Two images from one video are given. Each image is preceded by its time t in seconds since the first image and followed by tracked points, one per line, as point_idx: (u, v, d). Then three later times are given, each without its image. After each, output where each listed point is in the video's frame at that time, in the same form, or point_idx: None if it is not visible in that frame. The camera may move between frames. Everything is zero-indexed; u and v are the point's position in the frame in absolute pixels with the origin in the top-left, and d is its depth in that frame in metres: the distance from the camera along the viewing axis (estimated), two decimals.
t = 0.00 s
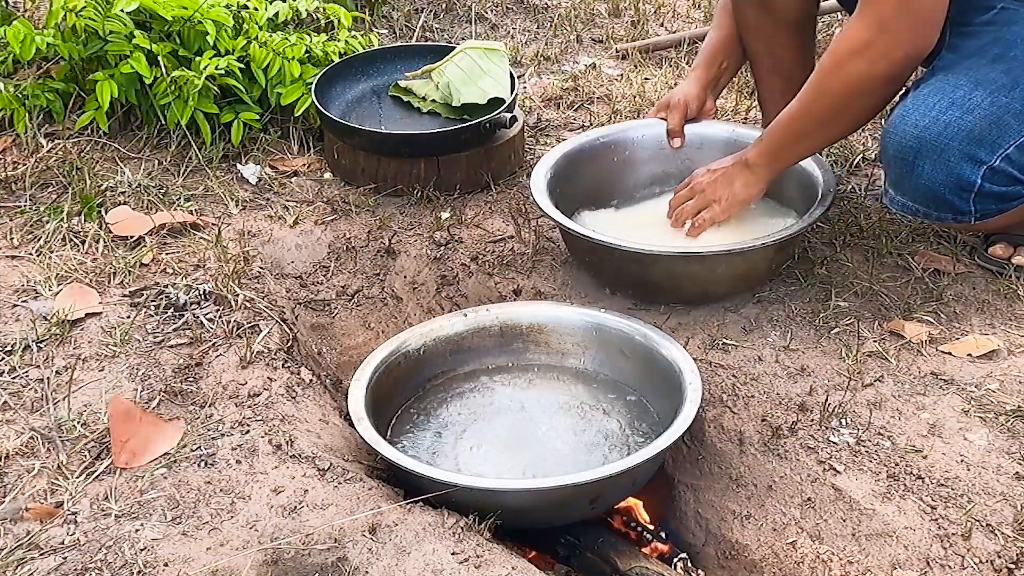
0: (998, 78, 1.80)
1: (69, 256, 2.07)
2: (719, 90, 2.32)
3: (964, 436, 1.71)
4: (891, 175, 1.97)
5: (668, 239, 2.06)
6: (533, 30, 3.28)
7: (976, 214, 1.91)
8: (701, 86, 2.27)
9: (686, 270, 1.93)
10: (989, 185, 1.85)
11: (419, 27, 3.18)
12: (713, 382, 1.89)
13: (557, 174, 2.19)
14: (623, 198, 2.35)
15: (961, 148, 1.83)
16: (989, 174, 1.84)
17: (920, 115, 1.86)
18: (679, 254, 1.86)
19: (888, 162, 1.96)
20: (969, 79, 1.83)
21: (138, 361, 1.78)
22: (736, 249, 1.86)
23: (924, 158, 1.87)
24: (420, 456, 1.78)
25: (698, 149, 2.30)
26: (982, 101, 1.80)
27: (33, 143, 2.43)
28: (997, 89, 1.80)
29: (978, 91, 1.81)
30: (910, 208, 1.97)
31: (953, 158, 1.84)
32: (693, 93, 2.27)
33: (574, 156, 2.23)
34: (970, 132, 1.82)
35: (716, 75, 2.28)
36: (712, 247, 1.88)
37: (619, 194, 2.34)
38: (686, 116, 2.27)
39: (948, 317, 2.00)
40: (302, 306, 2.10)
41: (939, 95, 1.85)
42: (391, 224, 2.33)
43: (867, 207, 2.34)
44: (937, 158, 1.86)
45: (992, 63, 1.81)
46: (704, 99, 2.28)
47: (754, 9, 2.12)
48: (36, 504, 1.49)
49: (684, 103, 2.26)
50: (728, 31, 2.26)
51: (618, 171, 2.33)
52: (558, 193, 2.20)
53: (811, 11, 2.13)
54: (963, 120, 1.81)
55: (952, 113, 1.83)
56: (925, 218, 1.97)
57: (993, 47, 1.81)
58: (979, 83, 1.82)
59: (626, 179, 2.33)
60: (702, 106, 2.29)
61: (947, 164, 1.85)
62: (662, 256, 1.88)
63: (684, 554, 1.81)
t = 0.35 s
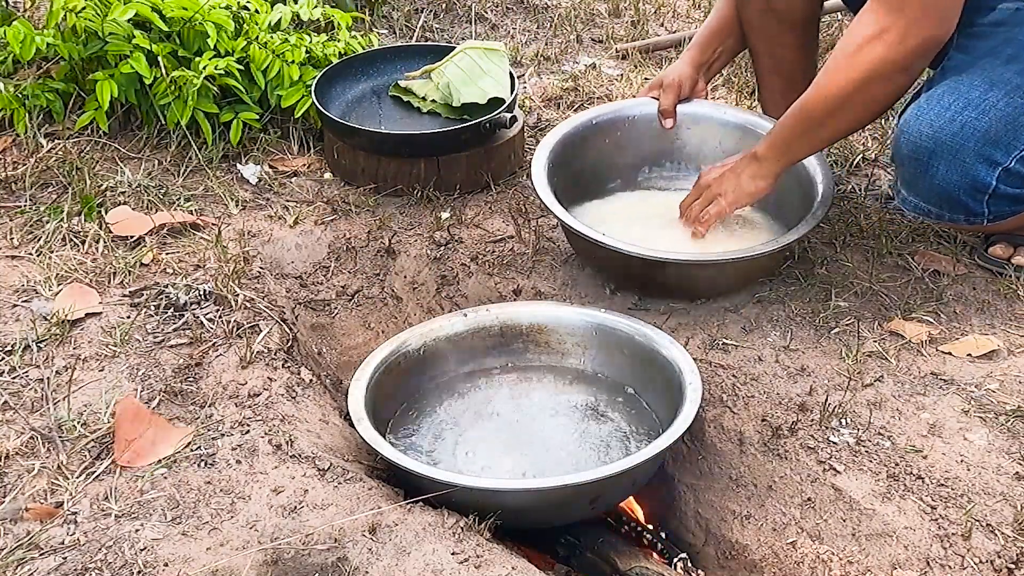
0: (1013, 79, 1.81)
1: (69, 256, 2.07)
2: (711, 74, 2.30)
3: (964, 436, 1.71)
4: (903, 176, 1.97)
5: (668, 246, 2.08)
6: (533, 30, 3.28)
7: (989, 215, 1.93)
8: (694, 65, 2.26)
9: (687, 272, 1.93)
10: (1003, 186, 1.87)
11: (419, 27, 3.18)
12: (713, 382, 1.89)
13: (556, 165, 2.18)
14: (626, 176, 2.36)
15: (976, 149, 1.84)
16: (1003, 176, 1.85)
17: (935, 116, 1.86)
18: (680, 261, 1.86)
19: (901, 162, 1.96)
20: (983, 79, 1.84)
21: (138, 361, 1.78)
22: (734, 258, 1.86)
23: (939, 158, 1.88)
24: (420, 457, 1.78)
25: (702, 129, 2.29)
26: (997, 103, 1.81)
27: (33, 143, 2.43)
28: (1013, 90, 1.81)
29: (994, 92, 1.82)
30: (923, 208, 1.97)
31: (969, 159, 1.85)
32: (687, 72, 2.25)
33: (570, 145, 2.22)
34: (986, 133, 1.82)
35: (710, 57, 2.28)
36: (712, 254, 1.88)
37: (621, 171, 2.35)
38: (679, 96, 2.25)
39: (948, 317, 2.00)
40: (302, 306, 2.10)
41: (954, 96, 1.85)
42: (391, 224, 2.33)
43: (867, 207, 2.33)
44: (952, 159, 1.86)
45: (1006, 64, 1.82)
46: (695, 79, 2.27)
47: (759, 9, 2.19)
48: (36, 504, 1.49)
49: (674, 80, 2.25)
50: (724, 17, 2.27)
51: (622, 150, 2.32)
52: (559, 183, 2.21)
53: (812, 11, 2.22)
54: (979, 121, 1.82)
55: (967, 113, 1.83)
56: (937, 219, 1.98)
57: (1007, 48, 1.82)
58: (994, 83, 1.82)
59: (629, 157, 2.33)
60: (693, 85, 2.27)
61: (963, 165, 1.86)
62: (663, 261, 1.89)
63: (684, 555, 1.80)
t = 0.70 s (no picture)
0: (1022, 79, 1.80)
1: (69, 256, 2.07)
2: (712, 72, 2.32)
3: (964, 436, 1.71)
4: (912, 174, 1.98)
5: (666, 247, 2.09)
6: (533, 30, 3.27)
7: (998, 214, 1.93)
8: (695, 62, 2.28)
9: (689, 274, 1.93)
10: (1012, 186, 1.87)
11: (419, 27, 3.18)
12: (713, 382, 1.88)
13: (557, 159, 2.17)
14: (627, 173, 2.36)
15: (985, 149, 1.84)
16: (1012, 176, 1.85)
17: (945, 115, 1.86)
18: (680, 264, 1.86)
19: (910, 161, 1.96)
20: (993, 79, 1.83)
21: (138, 361, 1.78)
22: (735, 261, 1.86)
23: (947, 158, 1.88)
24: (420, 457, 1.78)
25: (700, 125, 2.28)
26: (1006, 103, 1.80)
27: (33, 143, 2.43)
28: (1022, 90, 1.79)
29: (1003, 92, 1.81)
30: (932, 207, 1.98)
31: (977, 159, 1.85)
32: (687, 69, 2.27)
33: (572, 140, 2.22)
34: (995, 133, 1.82)
35: (712, 55, 2.29)
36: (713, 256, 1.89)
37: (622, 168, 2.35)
38: (678, 92, 2.27)
39: (948, 317, 2.00)
40: (302, 306, 2.10)
41: (963, 96, 1.85)
42: (391, 224, 2.33)
43: (866, 207, 2.33)
44: (961, 159, 1.87)
45: (1014, 64, 1.80)
46: (696, 76, 2.28)
47: (758, 7, 2.19)
48: (36, 504, 1.49)
49: (675, 76, 2.26)
50: (727, 15, 2.28)
51: (623, 147, 2.32)
52: (561, 182, 2.21)
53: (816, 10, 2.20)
54: (987, 121, 1.82)
55: (976, 113, 1.83)
56: (946, 218, 1.99)
57: (1014, 48, 1.80)
58: (1004, 83, 1.81)
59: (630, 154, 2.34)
60: (693, 82, 2.29)
61: (971, 164, 1.86)
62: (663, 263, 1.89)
63: (684, 554, 1.81)
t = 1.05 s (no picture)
0: (1011, 77, 1.82)
1: (69, 256, 2.07)
2: (715, 72, 2.31)
3: (964, 436, 1.71)
4: (902, 173, 1.97)
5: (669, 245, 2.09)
6: (533, 30, 3.27)
7: (987, 213, 1.92)
8: (697, 61, 2.27)
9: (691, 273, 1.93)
10: (1001, 184, 1.86)
11: (419, 27, 3.18)
12: (713, 382, 1.88)
13: (559, 156, 2.18)
14: (630, 170, 2.37)
15: (974, 147, 1.84)
16: (1001, 173, 1.84)
17: (934, 113, 1.87)
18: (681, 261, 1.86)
19: (898, 160, 1.96)
20: (982, 78, 1.85)
21: (138, 361, 1.78)
22: (735, 259, 1.87)
23: (936, 157, 1.87)
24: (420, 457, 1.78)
25: (703, 124, 2.30)
26: (995, 101, 1.81)
27: (33, 143, 2.43)
28: (1011, 87, 1.81)
29: (992, 91, 1.82)
30: (921, 206, 1.97)
31: (966, 157, 1.85)
32: (690, 67, 2.26)
33: (575, 137, 2.23)
34: (984, 131, 1.82)
35: (715, 54, 2.28)
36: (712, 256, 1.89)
37: (624, 165, 2.36)
38: (680, 90, 2.26)
39: (947, 317, 2.00)
40: (302, 306, 2.10)
41: (953, 94, 1.86)
42: (391, 224, 2.33)
43: (866, 207, 2.33)
44: (950, 157, 1.86)
45: (1005, 62, 1.84)
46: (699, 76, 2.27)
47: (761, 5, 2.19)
48: (36, 504, 1.49)
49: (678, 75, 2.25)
50: (729, 16, 2.28)
51: (625, 144, 2.33)
52: (563, 178, 2.22)
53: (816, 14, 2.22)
54: (976, 119, 1.82)
55: (966, 111, 1.83)
56: (935, 218, 1.97)
57: (1008, 46, 1.84)
58: (992, 82, 1.83)
59: (633, 151, 2.34)
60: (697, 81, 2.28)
61: (960, 162, 1.85)
62: (664, 262, 1.89)
63: (684, 554, 1.81)
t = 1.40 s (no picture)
0: None
1: (69, 256, 2.07)
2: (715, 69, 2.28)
3: (964, 436, 1.71)
4: (922, 166, 1.97)
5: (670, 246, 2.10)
6: (533, 30, 3.27)
7: (1008, 205, 1.93)
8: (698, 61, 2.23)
9: (694, 273, 1.93)
10: None
11: (419, 27, 3.18)
12: (713, 382, 1.88)
13: (558, 157, 2.18)
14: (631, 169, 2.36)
15: (999, 139, 1.84)
16: None
17: (958, 105, 1.86)
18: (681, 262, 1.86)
19: (920, 153, 1.96)
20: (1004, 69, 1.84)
21: (138, 361, 1.78)
22: (736, 260, 1.87)
23: (961, 148, 1.88)
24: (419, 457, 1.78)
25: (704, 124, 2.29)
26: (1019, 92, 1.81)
27: (33, 143, 2.43)
28: None
29: (1016, 82, 1.82)
30: (943, 198, 1.97)
31: (991, 148, 1.85)
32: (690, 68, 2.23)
33: (574, 137, 2.23)
34: (1009, 122, 1.82)
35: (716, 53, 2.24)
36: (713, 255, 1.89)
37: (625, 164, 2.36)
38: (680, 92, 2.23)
39: (948, 317, 2.00)
40: (302, 306, 2.10)
41: (976, 86, 1.86)
42: (391, 224, 2.33)
43: (866, 207, 2.33)
44: (975, 148, 1.86)
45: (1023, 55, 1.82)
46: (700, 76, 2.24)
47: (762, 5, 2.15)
48: (36, 504, 1.49)
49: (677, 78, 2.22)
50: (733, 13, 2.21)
51: (626, 143, 2.32)
52: (563, 178, 2.21)
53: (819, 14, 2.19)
54: (1000, 110, 1.82)
55: (990, 102, 1.83)
56: (956, 209, 1.98)
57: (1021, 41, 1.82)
58: (1016, 73, 1.82)
59: (633, 150, 2.34)
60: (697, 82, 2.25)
61: (985, 154, 1.86)
62: (664, 262, 1.89)
63: (684, 554, 1.80)
